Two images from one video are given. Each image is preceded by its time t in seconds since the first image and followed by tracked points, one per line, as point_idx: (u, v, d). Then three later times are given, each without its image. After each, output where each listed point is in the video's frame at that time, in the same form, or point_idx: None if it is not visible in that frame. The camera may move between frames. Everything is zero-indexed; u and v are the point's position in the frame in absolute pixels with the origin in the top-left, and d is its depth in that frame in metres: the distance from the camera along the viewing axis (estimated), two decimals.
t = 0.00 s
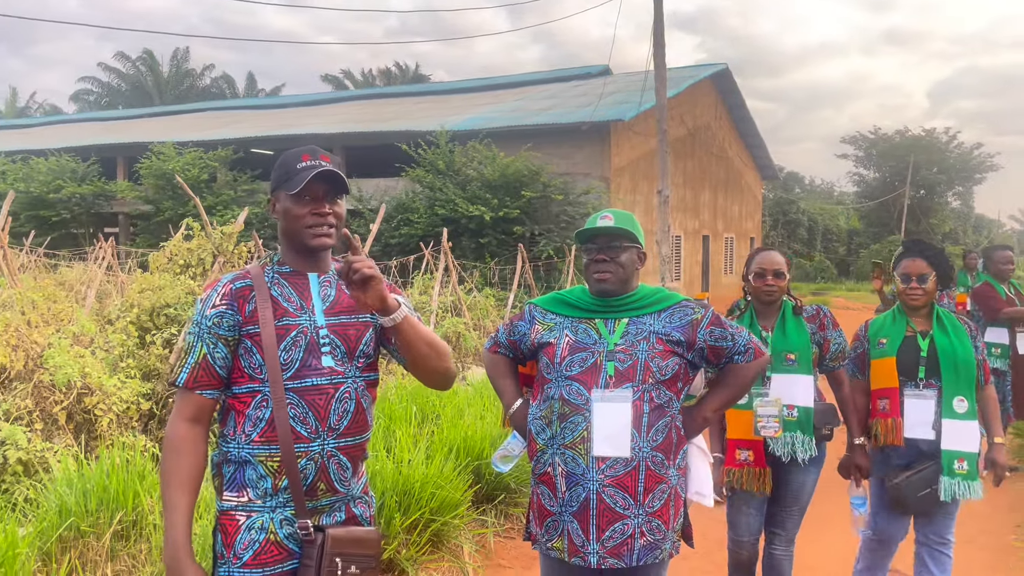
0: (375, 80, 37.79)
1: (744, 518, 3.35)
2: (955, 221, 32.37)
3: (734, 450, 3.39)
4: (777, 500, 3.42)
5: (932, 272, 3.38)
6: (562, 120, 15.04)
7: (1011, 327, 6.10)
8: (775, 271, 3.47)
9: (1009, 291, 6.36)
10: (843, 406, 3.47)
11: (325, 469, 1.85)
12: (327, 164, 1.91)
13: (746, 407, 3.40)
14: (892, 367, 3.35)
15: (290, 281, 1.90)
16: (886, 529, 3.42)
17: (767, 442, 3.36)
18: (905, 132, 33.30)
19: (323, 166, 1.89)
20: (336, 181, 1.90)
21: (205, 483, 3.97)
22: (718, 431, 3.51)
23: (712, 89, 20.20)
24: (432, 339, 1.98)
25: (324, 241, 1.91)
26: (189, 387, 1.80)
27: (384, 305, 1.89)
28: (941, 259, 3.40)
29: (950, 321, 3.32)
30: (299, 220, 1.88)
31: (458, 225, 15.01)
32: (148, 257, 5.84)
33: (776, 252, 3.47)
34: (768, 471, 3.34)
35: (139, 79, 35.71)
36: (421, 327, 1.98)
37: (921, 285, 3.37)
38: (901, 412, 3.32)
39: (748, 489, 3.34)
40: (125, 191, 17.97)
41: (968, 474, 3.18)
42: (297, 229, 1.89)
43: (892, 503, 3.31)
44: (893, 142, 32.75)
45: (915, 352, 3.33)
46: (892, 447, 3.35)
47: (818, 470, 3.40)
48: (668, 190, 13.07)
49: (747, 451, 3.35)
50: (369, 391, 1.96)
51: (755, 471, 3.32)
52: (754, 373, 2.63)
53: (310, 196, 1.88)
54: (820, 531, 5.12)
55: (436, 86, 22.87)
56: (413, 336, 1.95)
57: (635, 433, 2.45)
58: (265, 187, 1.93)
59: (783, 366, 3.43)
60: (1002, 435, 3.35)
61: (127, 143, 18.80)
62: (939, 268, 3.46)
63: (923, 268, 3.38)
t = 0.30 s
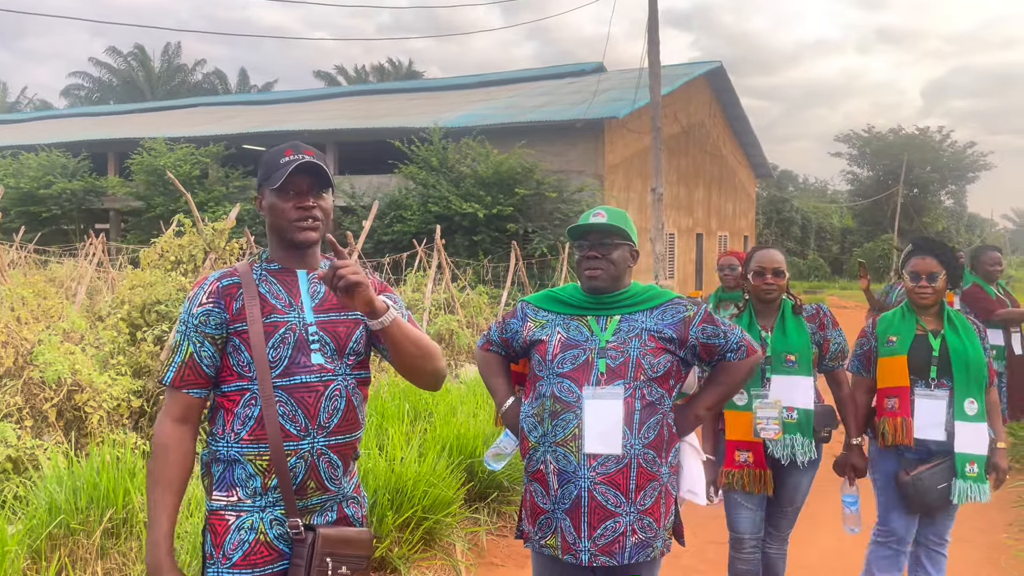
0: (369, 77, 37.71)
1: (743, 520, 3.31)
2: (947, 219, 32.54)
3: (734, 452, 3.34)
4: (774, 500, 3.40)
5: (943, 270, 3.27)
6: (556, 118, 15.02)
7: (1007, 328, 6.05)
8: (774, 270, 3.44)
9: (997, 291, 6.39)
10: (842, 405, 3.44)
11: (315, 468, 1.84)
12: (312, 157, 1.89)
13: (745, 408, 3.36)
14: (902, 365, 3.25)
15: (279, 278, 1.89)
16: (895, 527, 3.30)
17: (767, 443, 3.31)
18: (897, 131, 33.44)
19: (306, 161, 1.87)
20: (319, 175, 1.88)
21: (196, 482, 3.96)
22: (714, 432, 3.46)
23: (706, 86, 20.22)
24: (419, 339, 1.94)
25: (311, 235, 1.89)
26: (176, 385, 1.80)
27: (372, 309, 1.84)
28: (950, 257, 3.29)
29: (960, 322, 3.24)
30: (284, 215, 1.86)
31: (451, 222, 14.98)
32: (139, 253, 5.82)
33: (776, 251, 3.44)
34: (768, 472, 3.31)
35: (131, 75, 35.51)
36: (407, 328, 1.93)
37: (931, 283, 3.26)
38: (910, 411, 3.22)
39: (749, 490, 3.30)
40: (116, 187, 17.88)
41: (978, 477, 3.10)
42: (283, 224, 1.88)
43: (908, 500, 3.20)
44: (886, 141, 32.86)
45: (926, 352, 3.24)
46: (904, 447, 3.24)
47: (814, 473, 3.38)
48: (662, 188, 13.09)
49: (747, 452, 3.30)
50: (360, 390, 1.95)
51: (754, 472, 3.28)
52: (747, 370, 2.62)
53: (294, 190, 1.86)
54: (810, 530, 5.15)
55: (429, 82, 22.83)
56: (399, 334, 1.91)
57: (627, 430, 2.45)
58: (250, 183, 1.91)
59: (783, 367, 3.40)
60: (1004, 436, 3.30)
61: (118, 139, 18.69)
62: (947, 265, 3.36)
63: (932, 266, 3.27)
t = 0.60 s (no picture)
0: (364, 74, 37.64)
1: (751, 524, 3.28)
2: (941, 219, 32.73)
3: (736, 452, 3.32)
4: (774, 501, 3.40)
5: (949, 269, 3.28)
6: (553, 116, 15.03)
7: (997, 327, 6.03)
8: (775, 268, 3.44)
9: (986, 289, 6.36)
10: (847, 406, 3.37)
11: (314, 466, 1.84)
12: (306, 155, 1.88)
13: (746, 408, 3.34)
14: (912, 365, 3.23)
15: (274, 275, 1.89)
16: (911, 525, 3.22)
17: (769, 443, 3.30)
18: (892, 130, 33.60)
19: (300, 159, 1.86)
20: (313, 174, 1.87)
21: (192, 479, 3.96)
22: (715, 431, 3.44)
23: (702, 85, 20.26)
24: (420, 342, 1.96)
25: (305, 235, 1.90)
26: (168, 385, 1.82)
27: (376, 318, 1.85)
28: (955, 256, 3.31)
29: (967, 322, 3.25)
30: (278, 214, 1.87)
31: (447, 220, 14.98)
32: (135, 250, 5.83)
33: (775, 249, 3.45)
34: (768, 472, 3.29)
35: (125, 71, 35.38)
36: (409, 332, 1.96)
37: (938, 282, 3.27)
38: (919, 411, 3.20)
39: (752, 491, 3.28)
40: (111, 183, 17.83)
41: (985, 480, 3.11)
42: (278, 223, 1.88)
43: (920, 495, 3.11)
44: (881, 140, 33.01)
45: (935, 352, 3.22)
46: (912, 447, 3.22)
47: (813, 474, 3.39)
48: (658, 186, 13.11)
49: (749, 453, 3.29)
50: (359, 386, 1.95)
51: (756, 473, 3.27)
52: (745, 367, 2.63)
53: (289, 188, 1.86)
54: (805, 529, 5.18)
55: (425, 80, 22.82)
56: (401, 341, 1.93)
57: (624, 427, 2.46)
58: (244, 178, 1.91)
59: (784, 366, 3.41)
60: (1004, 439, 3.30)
61: (113, 135, 18.64)
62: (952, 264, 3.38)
63: (939, 265, 3.28)
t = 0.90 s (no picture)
0: (362, 71, 37.60)
1: (752, 525, 3.29)
2: (937, 217, 32.90)
3: (736, 454, 3.33)
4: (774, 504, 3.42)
5: (947, 267, 3.28)
6: (551, 113, 15.06)
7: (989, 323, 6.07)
8: (773, 266, 3.46)
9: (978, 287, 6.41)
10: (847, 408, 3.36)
11: (313, 463, 1.86)
12: (297, 153, 1.89)
13: (746, 408, 3.35)
14: (915, 368, 3.19)
15: (268, 272, 1.90)
16: (913, 534, 3.22)
17: (770, 444, 3.31)
18: (889, 129, 33.74)
19: (292, 158, 1.87)
20: (304, 172, 1.88)
21: (190, 475, 3.97)
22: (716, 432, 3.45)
23: (699, 83, 20.31)
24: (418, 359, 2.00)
25: (299, 233, 1.91)
26: (169, 387, 1.81)
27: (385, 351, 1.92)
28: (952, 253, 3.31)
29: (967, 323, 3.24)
30: (272, 214, 1.88)
31: (445, 217, 14.97)
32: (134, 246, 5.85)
33: (772, 246, 3.47)
34: (769, 473, 3.30)
35: (122, 67, 35.31)
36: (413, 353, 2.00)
37: (937, 279, 3.26)
38: (922, 416, 3.17)
39: (753, 494, 3.29)
40: (108, 179, 17.82)
41: (985, 484, 3.10)
42: (271, 222, 1.89)
43: (918, 504, 3.14)
44: (877, 139, 33.16)
45: (937, 354, 3.19)
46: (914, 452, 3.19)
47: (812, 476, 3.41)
48: (655, 183, 13.14)
49: (749, 454, 3.29)
50: (356, 381, 1.96)
51: (756, 474, 3.28)
52: (744, 364, 2.65)
53: (283, 188, 1.87)
54: (802, 527, 5.21)
55: (423, 77, 22.81)
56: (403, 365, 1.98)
57: (623, 422, 2.47)
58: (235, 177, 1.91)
59: (784, 364, 3.40)
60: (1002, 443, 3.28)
61: (110, 131, 18.61)
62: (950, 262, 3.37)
63: (938, 262, 3.28)
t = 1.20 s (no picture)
0: (361, 67, 37.58)
1: (751, 525, 3.29)
2: (936, 215, 32.96)
3: (732, 453, 3.34)
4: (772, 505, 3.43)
5: (940, 264, 3.23)
6: (550, 110, 15.06)
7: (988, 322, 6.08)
8: (774, 260, 3.45)
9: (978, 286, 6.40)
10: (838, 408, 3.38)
11: (317, 461, 1.87)
12: (283, 147, 1.88)
13: (743, 406, 3.36)
14: (900, 372, 3.18)
15: (263, 271, 1.90)
16: (904, 538, 3.16)
17: (767, 443, 3.32)
18: (888, 127, 33.78)
19: (277, 152, 1.86)
20: (290, 166, 1.87)
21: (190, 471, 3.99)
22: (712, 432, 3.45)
23: (699, 80, 20.32)
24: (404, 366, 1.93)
25: (290, 229, 1.91)
26: (167, 391, 1.79)
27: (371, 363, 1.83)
28: (948, 251, 3.26)
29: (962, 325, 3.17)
30: (262, 210, 1.88)
31: (444, 214, 14.96)
32: (134, 242, 5.86)
33: (771, 241, 3.46)
34: (766, 473, 3.30)
35: (122, 63, 35.25)
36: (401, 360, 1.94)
37: (929, 278, 3.22)
38: (907, 420, 3.15)
39: (750, 493, 3.29)
40: (108, 175, 17.83)
41: (976, 490, 3.04)
42: (262, 218, 1.89)
43: (908, 504, 3.10)
44: (877, 136, 33.21)
45: (925, 357, 3.16)
46: (894, 456, 3.17)
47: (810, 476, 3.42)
48: (655, 180, 13.13)
49: (745, 453, 3.30)
50: (354, 376, 1.98)
51: (752, 474, 3.29)
52: (743, 361, 2.66)
53: (269, 183, 1.87)
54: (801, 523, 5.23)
55: (422, 73, 22.80)
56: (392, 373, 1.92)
57: (622, 418, 2.48)
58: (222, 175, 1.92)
59: (783, 363, 3.42)
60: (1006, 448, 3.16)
61: (109, 128, 18.61)
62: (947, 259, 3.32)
63: (929, 260, 3.24)
